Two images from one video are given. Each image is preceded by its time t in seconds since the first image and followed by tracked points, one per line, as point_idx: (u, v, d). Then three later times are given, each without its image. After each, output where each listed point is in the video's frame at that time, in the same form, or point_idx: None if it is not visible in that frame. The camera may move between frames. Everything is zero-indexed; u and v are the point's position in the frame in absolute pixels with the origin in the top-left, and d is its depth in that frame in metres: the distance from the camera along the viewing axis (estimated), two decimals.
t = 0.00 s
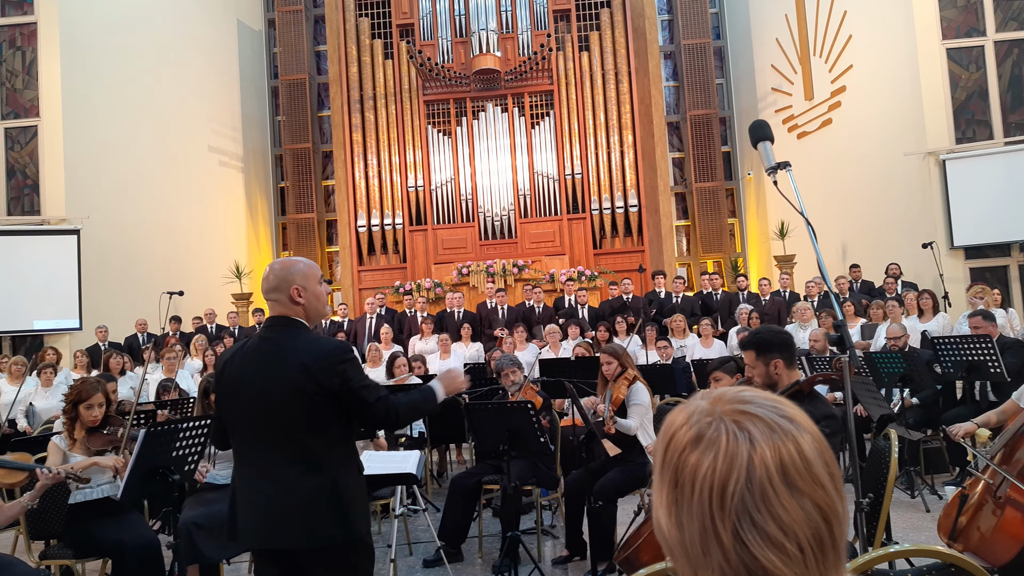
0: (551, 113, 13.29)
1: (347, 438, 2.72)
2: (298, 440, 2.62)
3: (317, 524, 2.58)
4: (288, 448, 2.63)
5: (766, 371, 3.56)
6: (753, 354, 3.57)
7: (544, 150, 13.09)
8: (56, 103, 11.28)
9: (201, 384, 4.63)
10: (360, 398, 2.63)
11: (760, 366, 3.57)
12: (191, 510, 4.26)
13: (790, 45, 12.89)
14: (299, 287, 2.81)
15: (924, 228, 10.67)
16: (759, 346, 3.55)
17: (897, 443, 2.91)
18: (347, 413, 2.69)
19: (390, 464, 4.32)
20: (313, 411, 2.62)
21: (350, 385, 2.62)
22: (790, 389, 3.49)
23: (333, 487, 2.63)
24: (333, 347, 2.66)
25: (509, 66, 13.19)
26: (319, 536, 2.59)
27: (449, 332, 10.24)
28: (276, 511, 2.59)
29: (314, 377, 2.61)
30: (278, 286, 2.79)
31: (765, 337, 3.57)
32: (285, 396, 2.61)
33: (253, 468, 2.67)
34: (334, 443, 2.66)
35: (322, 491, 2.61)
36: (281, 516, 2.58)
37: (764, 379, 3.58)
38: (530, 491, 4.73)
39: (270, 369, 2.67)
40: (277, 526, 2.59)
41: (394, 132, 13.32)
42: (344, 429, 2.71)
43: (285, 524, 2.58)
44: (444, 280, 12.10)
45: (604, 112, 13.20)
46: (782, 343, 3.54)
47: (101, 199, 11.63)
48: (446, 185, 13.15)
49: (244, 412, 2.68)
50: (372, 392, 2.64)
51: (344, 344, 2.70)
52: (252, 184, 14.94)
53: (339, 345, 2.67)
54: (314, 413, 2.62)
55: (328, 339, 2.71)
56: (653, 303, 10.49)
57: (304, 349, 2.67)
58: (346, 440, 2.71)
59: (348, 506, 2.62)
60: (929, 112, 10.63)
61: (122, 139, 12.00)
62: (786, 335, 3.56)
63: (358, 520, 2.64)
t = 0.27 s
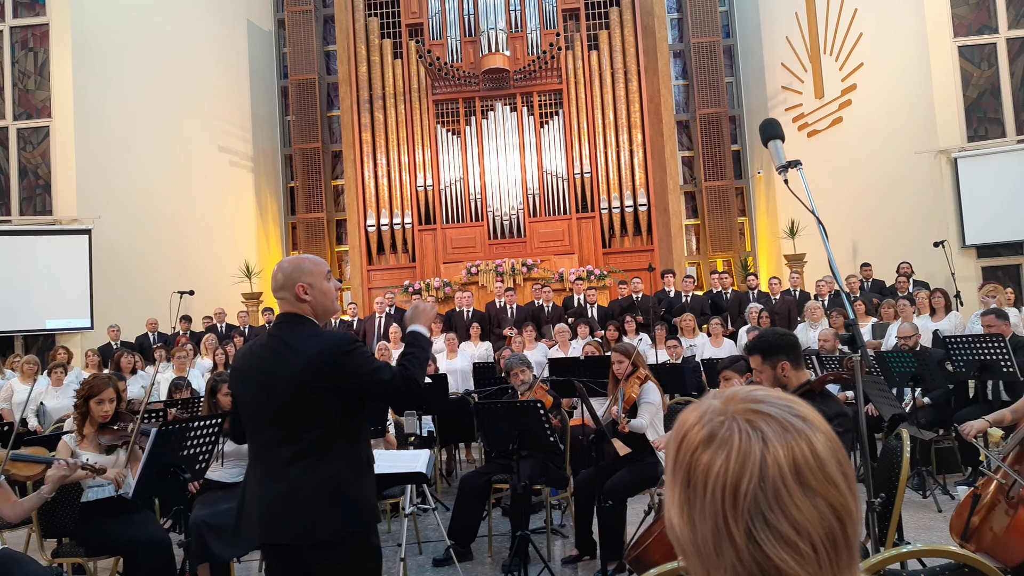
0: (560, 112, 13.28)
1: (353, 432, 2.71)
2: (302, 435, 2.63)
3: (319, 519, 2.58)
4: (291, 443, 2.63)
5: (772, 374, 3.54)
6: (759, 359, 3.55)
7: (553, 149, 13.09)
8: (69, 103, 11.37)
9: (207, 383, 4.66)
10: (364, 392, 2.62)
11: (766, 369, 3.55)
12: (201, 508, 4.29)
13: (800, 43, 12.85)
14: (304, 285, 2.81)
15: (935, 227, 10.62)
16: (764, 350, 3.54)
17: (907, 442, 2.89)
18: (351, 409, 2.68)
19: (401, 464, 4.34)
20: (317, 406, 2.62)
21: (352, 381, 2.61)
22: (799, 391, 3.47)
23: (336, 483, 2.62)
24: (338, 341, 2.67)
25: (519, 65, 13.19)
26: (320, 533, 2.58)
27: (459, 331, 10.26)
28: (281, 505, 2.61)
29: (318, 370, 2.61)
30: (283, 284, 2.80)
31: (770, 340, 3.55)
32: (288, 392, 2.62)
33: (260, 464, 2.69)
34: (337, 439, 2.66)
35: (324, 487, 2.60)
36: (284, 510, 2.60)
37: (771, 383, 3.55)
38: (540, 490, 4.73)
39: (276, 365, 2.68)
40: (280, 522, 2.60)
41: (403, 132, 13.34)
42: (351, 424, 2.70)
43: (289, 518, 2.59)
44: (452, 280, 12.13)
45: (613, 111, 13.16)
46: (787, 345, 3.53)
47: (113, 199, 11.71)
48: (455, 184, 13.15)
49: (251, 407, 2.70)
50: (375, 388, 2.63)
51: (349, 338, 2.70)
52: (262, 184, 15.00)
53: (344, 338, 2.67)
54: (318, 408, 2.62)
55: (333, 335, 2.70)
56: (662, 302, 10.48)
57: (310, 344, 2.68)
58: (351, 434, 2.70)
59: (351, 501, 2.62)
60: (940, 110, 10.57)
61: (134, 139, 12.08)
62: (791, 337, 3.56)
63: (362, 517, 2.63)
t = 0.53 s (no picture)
0: (571, 109, 13.24)
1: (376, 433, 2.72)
2: (326, 436, 2.64)
3: (345, 520, 2.59)
4: (316, 444, 2.64)
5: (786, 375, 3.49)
6: (771, 362, 3.48)
7: (566, 147, 13.06)
8: (86, 110, 11.49)
9: (226, 384, 4.70)
10: (387, 393, 2.63)
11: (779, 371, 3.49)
12: (221, 508, 4.32)
13: (814, 35, 12.74)
14: (326, 284, 2.82)
15: (954, 218, 10.46)
16: (776, 352, 3.47)
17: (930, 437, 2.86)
18: (374, 409, 2.69)
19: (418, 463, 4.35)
20: (340, 407, 2.63)
21: (375, 382, 2.62)
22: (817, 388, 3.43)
23: (360, 484, 2.63)
24: (360, 343, 2.67)
25: (529, 63, 13.18)
26: (347, 534, 2.59)
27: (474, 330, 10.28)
28: (308, 505, 2.62)
29: (341, 372, 2.62)
30: (307, 284, 2.81)
31: (782, 342, 3.49)
32: (311, 392, 2.63)
33: (284, 465, 2.71)
34: (361, 439, 2.66)
35: (349, 488, 2.62)
36: (311, 511, 2.61)
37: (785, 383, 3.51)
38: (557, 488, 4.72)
39: (297, 366, 2.68)
40: (307, 522, 2.61)
41: (415, 132, 13.37)
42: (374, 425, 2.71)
43: (316, 519, 2.60)
44: (467, 279, 12.14)
45: (625, 107, 13.10)
46: (799, 345, 3.48)
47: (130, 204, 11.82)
48: (468, 183, 13.17)
49: (277, 407, 2.71)
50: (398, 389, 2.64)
51: (370, 340, 2.71)
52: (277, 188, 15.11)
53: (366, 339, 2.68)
54: (342, 409, 2.63)
55: (355, 335, 2.71)
56: (678, 298, 10.43)
57: (331, 346, 2.68)
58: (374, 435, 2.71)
59: (376, 501, 2.63)
60: (959, 99, 10.39)
61: (149, 144, 12.19)
62: (801, 337, 3.50)
63: (386, 517, 2.64)
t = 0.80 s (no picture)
0: (584, 108, 13.22)
1: (402, 426, 2.74)
2: (354, 427, 2.65)
3: (372, 510, 2.60)
4: (344, 434, 2.66)
5: (806, 363, 3.52)
6: (795, 345, 3.53)
7: (578, 146, 13.05)
8: (100, 109, 11.57)
9: (243, 381, 4.73)
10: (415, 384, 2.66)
11: (801, 357, 3.53)
12: (235, 506, 4.34)
13: (829, 33, 12.68)
14: (350, 280, 2.85)
15: (971, 217, 10.36)
16: (802, 337, 3.51)
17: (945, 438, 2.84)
18: (401, 401, 2.71)
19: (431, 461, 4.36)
20: (367, 399, 2.64)
21: (404, 374, 2.64)
22: (833, 381, 3.43)
23: (388, 474, 2.64)
24: (388, 336, 2.70)
25: (542, 61, 13.18)
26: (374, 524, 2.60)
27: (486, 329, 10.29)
28: (335, 495, 2.62)
29: (370, 363, 2.64)
30: (330, 280, 2.83)
31: (810, 328, 3.52)
32: (340, 385, 2.64)
33: (306, 460, 2.72)
34: (388, 431, 2.68)
35: (376, 479, 2.62)
36: (338, 500, 2.61)
37: (804, 371, 3.53)
38: (569, 487, 4.72)
39: (326, 358, 2.70)
40: (332, 512, 2.61)
41: (428, 131, 13.39)
42: (400, 417, 2.73)
43: (343, 509, 2.61)
44: (479, 278, 12.16)
45: (638, 106, 13.06)
46: (827, 336, 3.49)
47: (144, 202, 11.90)
48: (480, 182, 13.18)
49: (301, 399, 2.72)
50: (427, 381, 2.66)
51: (398, 332, 2.73)
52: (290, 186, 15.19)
53: (395, 331, 2.71)
54: (370, 400, 2.64)
55: (383, 329, 2.73)
56: (690, 297, 10.40)
57: (360, 338, 2.70)
58: (401, 427, 2.73)
59: (402, 492, 2.65)
60: (975, 97, 10.31)
61: (163, 142, 12.26)
62: (833, 329, 3.51)
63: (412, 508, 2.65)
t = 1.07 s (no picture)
0: (596, 106, 13.19)
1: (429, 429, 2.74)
2: (382, 431, 2.65)
3: (402, 514, 2.61)
4: (372, 438, 2.66)
5: (820, 366, 3.48)
6: (809, 348, 3.50)
7: (590, 145, 13.03)
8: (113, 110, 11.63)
9: (261, 380, 4.70)
10: (443, 388, 2.65)
11: (815, 360, 3.49)
12: (249, 505, 4.36)
13: (843, 30, 12.61)
14: (388, 283, 2.82)
15: (988, 214, 10.28)
16: (815, 340, 3.48)
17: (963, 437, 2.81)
18: (428, 405, 2.71)
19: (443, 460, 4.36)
20: (395, 403, 2.64)
21: (431, 378, 2.63)
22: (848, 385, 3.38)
23: (416, 478, 2.64)
24: (414, 340, 2.69)
25: (554, 60, 13.16)
26: (403, 527, 2.61)
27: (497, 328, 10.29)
28: (365, 499, 2.63)
29: (397, 368, 2.64)
30: (368, 281, 2.81)
31: (822, 331, 3.49)
32: (369, 387, 2.65)
33: (333, 456, 2.75)
34: (416, 434, 2.68)
35: (405, 483, 2.63)
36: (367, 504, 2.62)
37: (818, 375, 3.49)
38: (582, 487, 4.71)
39: (353, 362, 2.69)
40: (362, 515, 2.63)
41: (440, 130, 13.40)
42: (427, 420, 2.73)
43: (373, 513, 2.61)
44: (491, 277, 12.17)
45: (650, 104, 13.02)
46: (841, 339, 3.46)
47: (157, 203, 11.95)
48: (492, 181, 13.18)
49: (329, 399, 2.73)
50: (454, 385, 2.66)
51: (424, 335, 2.72)
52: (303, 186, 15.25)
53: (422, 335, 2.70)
54: (398, 404, 2.64)
55: (410, 332, 2.72)
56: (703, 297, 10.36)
57: (386, 342, 2.69)
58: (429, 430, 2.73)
59: (432, 496, 2.65)
60: (993, 94, 10.22)
61: (176, 143, 12.32)
62: (844, 332, 3.48)
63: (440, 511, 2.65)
